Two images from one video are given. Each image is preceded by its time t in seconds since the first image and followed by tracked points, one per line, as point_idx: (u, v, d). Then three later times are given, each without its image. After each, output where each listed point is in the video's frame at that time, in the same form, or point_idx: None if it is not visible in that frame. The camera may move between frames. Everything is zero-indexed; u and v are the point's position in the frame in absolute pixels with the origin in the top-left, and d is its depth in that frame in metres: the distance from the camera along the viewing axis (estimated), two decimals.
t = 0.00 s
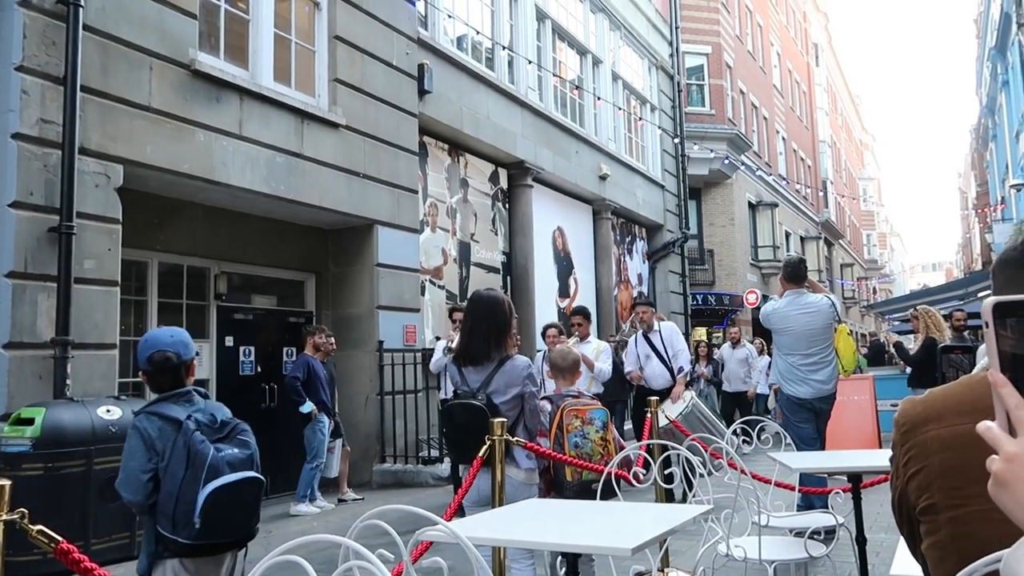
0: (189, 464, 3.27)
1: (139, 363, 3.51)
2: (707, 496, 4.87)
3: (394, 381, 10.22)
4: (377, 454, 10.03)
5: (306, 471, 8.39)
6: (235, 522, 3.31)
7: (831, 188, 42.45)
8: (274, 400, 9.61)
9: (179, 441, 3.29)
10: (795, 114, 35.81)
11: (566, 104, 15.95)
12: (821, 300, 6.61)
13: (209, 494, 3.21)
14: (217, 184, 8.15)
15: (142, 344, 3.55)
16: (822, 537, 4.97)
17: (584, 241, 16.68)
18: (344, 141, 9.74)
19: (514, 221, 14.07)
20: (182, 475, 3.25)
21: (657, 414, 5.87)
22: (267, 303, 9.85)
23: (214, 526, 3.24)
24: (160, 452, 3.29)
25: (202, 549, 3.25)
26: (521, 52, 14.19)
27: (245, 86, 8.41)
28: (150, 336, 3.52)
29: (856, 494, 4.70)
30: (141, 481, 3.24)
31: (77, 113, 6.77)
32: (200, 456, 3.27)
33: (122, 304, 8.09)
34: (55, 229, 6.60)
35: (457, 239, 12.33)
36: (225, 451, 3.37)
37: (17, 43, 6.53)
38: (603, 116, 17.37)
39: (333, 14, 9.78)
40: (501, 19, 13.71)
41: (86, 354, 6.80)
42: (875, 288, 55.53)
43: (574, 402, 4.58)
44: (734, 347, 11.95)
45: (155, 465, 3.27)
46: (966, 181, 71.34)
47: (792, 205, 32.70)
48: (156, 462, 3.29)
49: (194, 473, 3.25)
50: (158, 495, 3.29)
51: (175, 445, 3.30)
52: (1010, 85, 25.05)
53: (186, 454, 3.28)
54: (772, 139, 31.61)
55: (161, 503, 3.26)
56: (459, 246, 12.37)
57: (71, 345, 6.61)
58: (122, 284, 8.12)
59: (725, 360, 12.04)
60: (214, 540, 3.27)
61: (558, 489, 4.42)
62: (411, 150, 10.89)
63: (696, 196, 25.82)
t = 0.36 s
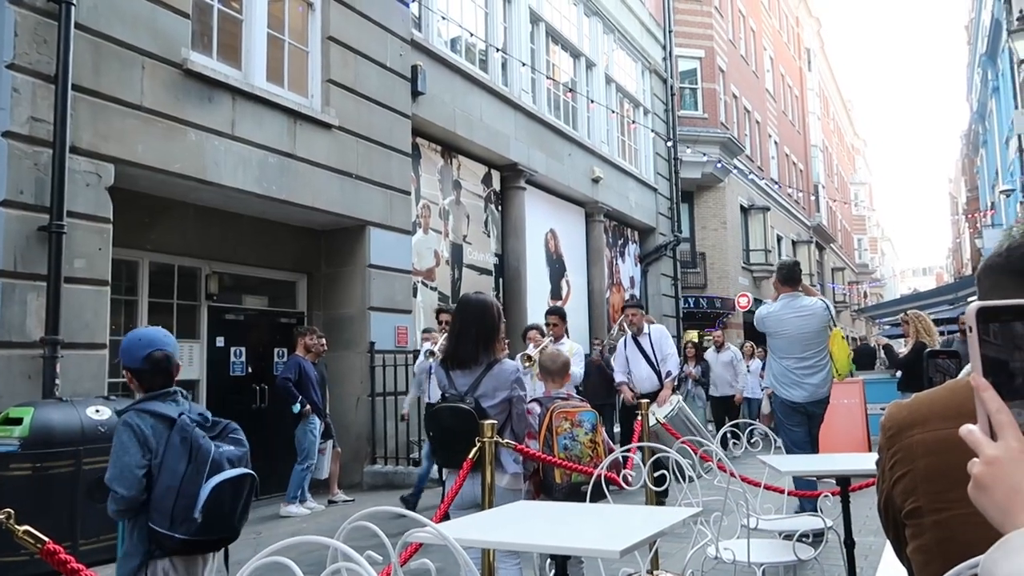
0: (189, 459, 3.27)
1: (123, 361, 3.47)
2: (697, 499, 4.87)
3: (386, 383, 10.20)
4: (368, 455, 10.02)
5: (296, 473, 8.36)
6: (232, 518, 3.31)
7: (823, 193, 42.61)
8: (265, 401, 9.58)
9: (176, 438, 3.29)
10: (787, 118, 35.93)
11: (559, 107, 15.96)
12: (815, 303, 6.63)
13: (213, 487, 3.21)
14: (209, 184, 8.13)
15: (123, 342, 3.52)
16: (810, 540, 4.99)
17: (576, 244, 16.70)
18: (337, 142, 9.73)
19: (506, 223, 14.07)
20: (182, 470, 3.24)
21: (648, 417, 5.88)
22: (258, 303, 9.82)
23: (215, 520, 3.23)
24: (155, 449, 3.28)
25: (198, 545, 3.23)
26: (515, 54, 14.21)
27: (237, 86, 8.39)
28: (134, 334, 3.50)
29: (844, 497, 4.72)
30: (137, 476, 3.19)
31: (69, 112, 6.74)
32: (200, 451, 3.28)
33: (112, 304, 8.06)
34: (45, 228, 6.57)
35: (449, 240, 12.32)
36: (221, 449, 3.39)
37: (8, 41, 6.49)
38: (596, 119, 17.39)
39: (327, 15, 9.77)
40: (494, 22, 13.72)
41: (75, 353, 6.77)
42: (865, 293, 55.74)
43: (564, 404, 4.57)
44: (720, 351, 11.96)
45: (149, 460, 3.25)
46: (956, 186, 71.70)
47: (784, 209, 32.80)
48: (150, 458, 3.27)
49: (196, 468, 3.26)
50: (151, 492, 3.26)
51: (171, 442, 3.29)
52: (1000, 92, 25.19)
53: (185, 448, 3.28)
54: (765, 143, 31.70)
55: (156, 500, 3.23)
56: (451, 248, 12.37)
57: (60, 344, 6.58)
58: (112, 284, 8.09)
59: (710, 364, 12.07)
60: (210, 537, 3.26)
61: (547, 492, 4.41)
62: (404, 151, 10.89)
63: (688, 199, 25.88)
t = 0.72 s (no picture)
0: (181, 453, 3.17)
1: (101, 358, 3.27)
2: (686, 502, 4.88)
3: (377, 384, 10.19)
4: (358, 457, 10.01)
5: (286, 474, 8.33)
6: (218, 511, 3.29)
7: (814, 197, 42.79)
8: (255, 402, 9.55)
9: (161, 435, 3.17)
10: (779, 123, 36.05)
11: (552, 109, 15.97)
12: (823, 308, 6.70)
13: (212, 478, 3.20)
14: (200, 184, 8.10)
15: (96, 338, 3.31)
16: (798, 543, 5.01)
17: (568, 246, 16.71)
18: (329, 143, 9.71)
19: (498, 225, 14.08)
20: (178, 465, 3.14)
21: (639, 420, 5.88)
22: (249, 304, 9.77)
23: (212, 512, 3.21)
24: (140, 448, 3.11)
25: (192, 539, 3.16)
26: (508, 56, 14.22)
27: (230, 85, 8.37)
28: (114, 333, 3.34)
29: (833, 500, 4.74)
30: (134, 475, 3.03)
31: (59, 109, 6.71)
32: (191, 445, 3.21)
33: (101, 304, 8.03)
34: (34, 226, 6.54)
35: (441, 242, 12.31)
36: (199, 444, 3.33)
37: None
38: (589, 122, 17.41)
39: (320, 16, 9.76)
40: (488, 24, 13.73)
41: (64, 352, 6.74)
42: (856, 297, 55.96)
43: (554, 406, 4.61)
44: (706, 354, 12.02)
45: (139, 459, 3.09)
46: (946, 192, 72.12)
47: (775, 213, 32.92)
48: (137, 458, 3.10)
49: (192, 462, 3.18)
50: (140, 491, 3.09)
51: (156, 439, 3.16)
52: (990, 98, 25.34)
53: (176, 444, 3.17)
54: (756, 147, 31.81)
55: (151, 498, 3.09)
56: (443, 249, 12.36)
57: (48, 344, 6.54)
58: (101, 283, 8.06)
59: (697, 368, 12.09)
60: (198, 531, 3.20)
61: (538, 493, 4.46)
62: (397, 153, 10.88)
63: (680, 202, 25.92)
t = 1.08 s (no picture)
0: (124, 461, 2.87)
1: (23, 359, 2.98)
2: (678, 504, 4.88)
3: (370, 385, 10.19)
4: (351, 458, 10.00)
5: (278, 475, 8.31)
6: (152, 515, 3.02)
7: (808, 201, 42.92)
8: (247, 403, 9.52)
9: (97, 440, 2.86)
10: (773, 126, 36.16)
11: (547, 111, 15.98)
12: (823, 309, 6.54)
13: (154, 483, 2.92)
14: (193, 184, 8.08)
15: (16, 335, 3.01)
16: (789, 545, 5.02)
17: (562, 248, 16.73)
18: (323, 143, 9.70)
19: (492, 226, 14.08)
20: (119, 473, 2.84)
21: (631, 423, 5.89)
22: (242, 304, 9.74)
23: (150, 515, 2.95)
24: (76, 457, 2.82)
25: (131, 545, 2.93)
26: (503, 58, 14.22)
27: (224, 85, 8.35)
28: (36, 331, 3.05)
29: (824, 503, 4.75)
30: (73, 488, 2.76)
31: (52, 108, 6.68)
32: (132, 450, 2.90)
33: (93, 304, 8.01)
34: (27, 225, 6.52)
35: (435, 243, 12.30)
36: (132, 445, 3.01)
37: None
38: (584, 124, 17.43)
39: (315, 16, 9.74)
40: (483, 25, 13.73)
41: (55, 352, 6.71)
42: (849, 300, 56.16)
43: (549, 408, 4.63)
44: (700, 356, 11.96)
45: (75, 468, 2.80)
46: (939, 197, 72.33)
47: (768, 216, 33.01)
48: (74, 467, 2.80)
49: (134, 467, 2.88)
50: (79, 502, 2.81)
51: (92, 445, 2.85)
52: (982, 103, 25.44)
53: (118, 451, 2.87)
54: (750, 150, 31.89)
55: (92, 510, 2.81)
56: (437, 250, 12.35)
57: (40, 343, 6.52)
58: (94, 283, 8.04)
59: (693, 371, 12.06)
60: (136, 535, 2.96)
61: (531, 494, 4.47)
62: (391, 154, 10.87)
63: (674, 205, 25.96)
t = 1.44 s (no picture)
0: (22, 477, 2.64)
1: None
2: (675, 506, 4.88)
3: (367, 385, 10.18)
4: (348, 458, 9.99)
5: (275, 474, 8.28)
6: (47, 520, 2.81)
7: (805, 203, 42.98)
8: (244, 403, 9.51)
9: None
10: (770, 129, 36.21)
11: (545, 112, 15.98)
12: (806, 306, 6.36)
13: (53, 494, 2.74)
14: (191, 183, 8.07)
15: None
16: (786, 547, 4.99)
17: (559, 249, 16.73)
18: (321, 143, 9.69)
19: (490, 227, 14.08)
20: (19, 491, 2.61)
21: (628, 424, 5.90)
22: (239, 303, 9.73)
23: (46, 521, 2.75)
24: None
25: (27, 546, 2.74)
26: (501, 59, 14.23)
27: (222, 84, 8.34)
28: None
29: (821, 505, 4.74)
30: None
31: (49, 106, 6.68)
32: (31, 467, 2.68)
33: (89, 302, 8.00)
34: (23, 223, 6.51)
35: (433, 243, 12.29)
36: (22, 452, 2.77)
37: None
38: (582, 125, 17.44)
39: (314, 16, 9.74)
40: (482, 26, 13.74)
41: (51, 350, 6.70)
42: (846, 303, 56.22)
43: (548, 409, 4.58)
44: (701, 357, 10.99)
45: None
46: (937, 200, 72.42)
47: (766, 218, 33.04)
48: None
49: (33, 484, 2.67)
50: None
51: None
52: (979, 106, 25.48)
53: (13, 467, 2.63)
54: (748, 152, 31.93)
55: None
56: (435, 250, 12.34)
57: (35, 342, 6.51)
58: (90, 282, 8.03)
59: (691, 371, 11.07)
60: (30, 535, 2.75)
61: (529, 494, 4.46)
62: (389, 154, 10.87)
63: (672, 207, 25.98)
